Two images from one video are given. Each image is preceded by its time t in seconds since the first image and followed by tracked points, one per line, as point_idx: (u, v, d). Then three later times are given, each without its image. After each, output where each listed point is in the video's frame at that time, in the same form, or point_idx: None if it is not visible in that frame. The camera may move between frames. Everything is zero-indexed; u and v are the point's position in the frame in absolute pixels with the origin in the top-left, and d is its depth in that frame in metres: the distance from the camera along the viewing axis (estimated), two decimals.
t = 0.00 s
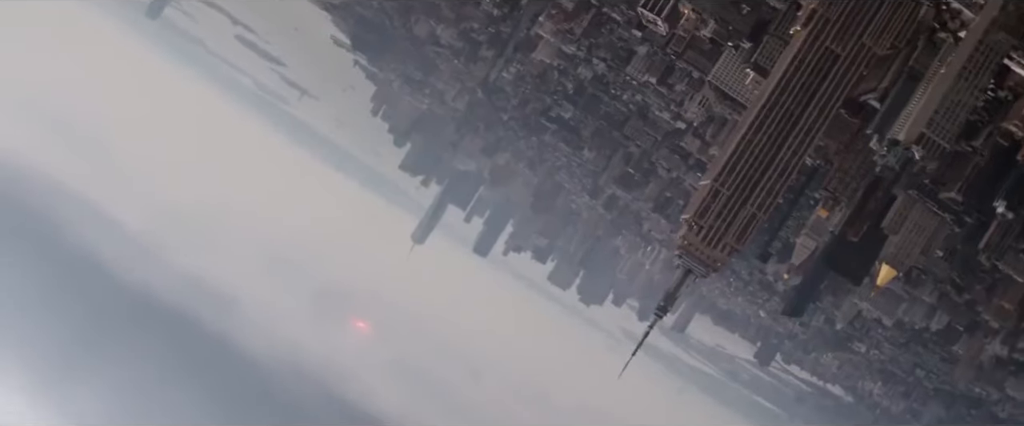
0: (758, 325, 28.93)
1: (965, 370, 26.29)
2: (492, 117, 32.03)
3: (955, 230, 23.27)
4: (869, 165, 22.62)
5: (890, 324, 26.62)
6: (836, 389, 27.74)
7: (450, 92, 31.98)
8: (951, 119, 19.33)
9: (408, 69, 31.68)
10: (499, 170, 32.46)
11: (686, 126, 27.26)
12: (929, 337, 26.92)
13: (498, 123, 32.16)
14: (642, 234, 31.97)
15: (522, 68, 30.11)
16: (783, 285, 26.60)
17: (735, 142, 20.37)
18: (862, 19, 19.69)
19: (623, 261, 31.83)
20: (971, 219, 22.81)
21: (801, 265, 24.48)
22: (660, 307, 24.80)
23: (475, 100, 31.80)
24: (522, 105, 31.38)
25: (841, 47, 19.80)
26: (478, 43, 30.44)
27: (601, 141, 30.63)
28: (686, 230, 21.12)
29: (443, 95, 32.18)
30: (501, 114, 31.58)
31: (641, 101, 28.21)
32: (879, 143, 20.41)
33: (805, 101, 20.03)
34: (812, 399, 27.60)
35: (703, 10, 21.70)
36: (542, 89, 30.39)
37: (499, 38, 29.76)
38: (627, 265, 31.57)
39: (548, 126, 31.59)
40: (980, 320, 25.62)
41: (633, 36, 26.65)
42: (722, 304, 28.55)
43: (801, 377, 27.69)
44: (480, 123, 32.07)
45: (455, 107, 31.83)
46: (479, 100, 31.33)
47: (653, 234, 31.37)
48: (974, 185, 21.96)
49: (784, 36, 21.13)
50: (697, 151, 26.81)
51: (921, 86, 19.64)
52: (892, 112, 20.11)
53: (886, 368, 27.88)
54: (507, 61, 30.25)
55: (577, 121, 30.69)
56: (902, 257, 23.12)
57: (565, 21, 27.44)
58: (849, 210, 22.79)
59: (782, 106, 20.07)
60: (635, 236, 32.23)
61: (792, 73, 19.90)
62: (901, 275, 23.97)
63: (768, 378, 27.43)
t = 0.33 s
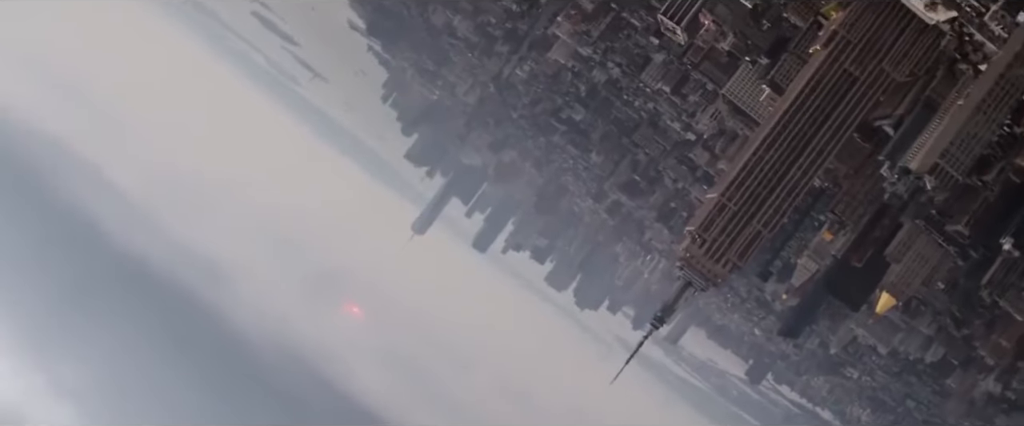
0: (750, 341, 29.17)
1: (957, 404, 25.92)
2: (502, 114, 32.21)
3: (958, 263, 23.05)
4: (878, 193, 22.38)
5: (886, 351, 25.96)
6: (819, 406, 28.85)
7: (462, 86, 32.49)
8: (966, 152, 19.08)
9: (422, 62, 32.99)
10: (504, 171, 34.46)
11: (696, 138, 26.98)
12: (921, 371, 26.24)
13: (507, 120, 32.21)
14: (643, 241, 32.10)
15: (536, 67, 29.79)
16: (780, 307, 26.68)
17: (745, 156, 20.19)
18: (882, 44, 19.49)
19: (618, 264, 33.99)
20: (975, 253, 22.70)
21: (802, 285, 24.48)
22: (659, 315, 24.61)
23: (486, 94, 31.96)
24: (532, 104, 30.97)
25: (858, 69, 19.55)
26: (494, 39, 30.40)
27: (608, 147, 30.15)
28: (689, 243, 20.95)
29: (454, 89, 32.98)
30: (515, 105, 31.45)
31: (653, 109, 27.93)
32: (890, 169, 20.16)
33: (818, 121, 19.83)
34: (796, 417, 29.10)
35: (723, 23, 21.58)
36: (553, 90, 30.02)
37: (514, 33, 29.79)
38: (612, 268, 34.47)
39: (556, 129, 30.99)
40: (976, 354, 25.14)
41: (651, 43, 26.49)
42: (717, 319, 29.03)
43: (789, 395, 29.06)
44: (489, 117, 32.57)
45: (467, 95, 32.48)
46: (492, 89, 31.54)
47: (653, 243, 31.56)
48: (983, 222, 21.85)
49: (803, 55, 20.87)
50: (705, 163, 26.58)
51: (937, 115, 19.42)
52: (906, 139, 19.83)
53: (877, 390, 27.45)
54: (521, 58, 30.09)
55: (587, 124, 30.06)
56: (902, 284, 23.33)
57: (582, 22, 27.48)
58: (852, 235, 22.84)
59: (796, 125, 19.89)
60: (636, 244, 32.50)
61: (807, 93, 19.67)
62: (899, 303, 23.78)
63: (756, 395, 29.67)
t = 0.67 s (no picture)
0: (741, 356, 29.60)
1: None
2: (512, 111, 31.96)
3: (958, 300, 22.56)
4: (885, 222, 22.23)
5: (877, 380, 25.44)
6: None
7: (474, 80, 32.32)
8: (978, 189, 18.73)
9: (438, 51, 32.97)
10: (509, 169, 34.63)
11: (706, 151, 26.76)
12: (908, 403, 25.64)
13: (516, 117, 32.01)
14: (642, 248, 32.06)
15: (551, 67, 29.49)
16: (775, 329, 26.66)
17: (755, 175, 20.02)
18: (902, 73, 19.23)
19: (615, 269, 34.70)
20: (976, 292, 22.25)
21: (798, 309, 24.68)
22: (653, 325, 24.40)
23: (498, 89, 31.79)
24: (543, 103, 30.70)
25: (876, 96, 19.29)
26: (511, 35, 30.18)
27: (616, 153, 29.94)
28: (691, 256, 20.82)
29: (466, 82, 32.82)
30: (526, 103, 31.30)
31: (664, 119, 27.63)
32: (900, 200, 20.18)
33: (831, 145, 19.69)
34: None
35: (744, 37, 21.18)
36: (566, 91, 29.77)
37: (532, 31, 29.57)
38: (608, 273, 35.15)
39: (565, 130, 30.81)
40: (966, 393, 24.17)
41: (668, 51, 26.33)
42: (710, 332, 29.58)
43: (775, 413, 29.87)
44: (499, 113, 32.41)
45: (480, 88, 32.26)
46: (505, 85, 31.34)
47: (652, 252, 31.45)
48: (987, 260, 21.40)
49: (821, 78, 20.65)
50: (711, 178, 26.35)
51: (950, 149, 19.11)
52: (916, 171, 19.75)
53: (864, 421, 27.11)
54: (535, 57, 29.79)
55: (596, 128, 29.87)
56: (900, 317, 22.73)
57: (601, 25, 27.28)
58: (855, 262, 22.90)
59: (808, 148, 19.71)
60: (635, 251, 32.52)
61: (822, 116, 19.48)
62: (895, 335, 23.12)
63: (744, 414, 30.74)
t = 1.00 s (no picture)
0: (729, 375, 29.65)
1: None
2: (523, 109, 31.81)
3: (954, 338, 21.92)
4: (888, 253, 22.07)
5: (864, 412, 25.10)
6: None
7: (488, 74, 32.22)
8: (988, 230, 18.25)
9: (454, 43, 32.82)
10: (515, 167, 34.47)
11: (714, 167, 26.50)
12: None
13: (526, 116, 31.79)
14: (640, 258, 31.91)
15: (566, 68, 29.29)
16: (767, 351, 26.59)
17: (763, 195, 19.85)
18: (920, 105, 18.92)
19: (611, 275, 34.63)
20: (974, 333, 21.57)
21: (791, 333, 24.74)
22: (647, 338, 24.18)
23: (511, 87, 31.62)
24: (555, 105, 30.48)
25: (893, 128, 19.03)
26: (528, 33, 30.00)
27: (623, 160, 29.76)
28: (692, 271, 20.70)
29: (480, 76, 32.67)
30: (537, 103, 31.06)
31: (675, 131, 27.36)
32: (905, 233, 19.92)
33: (842, 173, 19.50)
34: None
35: (763, 56, 20.87)
36: (578, 94, 29.48)
37: (550, 30, 29.46)
38: (604, 280, 35.33)
39: (574, 133, 30.66)
40: None
41: (686, 64, 25.77)
42: (702, 348, 29.48)
43: None
44: (509, 110, 32.28)
45: (493, 83, 32.10)
46: (518, 82, 31.13)
47: (650, 263, 31.29)
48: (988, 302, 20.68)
49: (837, 104, 20.40)
50: (717, 194, 26.01)
51: (961, 187, 18.94)
52: (925, 206, 19.62)
53: None
54: (551, 57, 29.63)
55: (606, 134, 29.70)
56: (894, 351, 22.41)
57: (622, 32, 27.13)
58: (852, 293, 22.85)
59: (818, 173, 19.55)
60: (633, 261, 32.39)
61: (836, 141, 19.30)
62: (887, 368, 22.67)
63: None
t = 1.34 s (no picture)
0: (716, 393, 29.59)
1: None
2: (535, 108, 31.63)
3: (947, 379, 21.45)
4: (889, 288, 21.77)
5: None
6: None
7: (502, 70, 32.01)
8: (994, 274, 18.05)
9: (471, 36, 32.61)
10: (521, 166, 34.38)
11: (721, 184, 26.30)
12: None
13: (538, 116, 31.65)
14: (637, 268, 31.79)
15: (582, 71, 29.08)
16: (757, 372, 26.60)
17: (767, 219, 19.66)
18: (936, 142, 18.51)
19: (607, 283, 34.67)
20: (968, 374, 20.91)
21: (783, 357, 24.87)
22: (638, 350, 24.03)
23: (524, 85, 31.46)
24: (566, 107, 30.29)
25: (906, 162, 18.79)
26: (546, 33, 29.76)
27: (630, 169, 29.65)
28: (691, 287, 20.59)
29: (494, 72, 32.48)
30: (549, 104, 30.90)
31: (685, 145, 27.17)
32: (907, 269, 19.88)
33: (851, 203, 19.26)
34: None
35: (783, 78, 20.74)
36: (591, 98, 29.26)
37: (570, 32, 29.25)
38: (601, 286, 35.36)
39: (583, 137, 30.48)
40: None
41: (702, 78, 25.32)
42: (691, 364, 29.40)
43: None
44: (521, 108, 32.13)
45: (507, 80, 31.95)
46: (533, 81, 30.97)
47: (647, 274, 31.15)
48: (984, 345, 19.96)
49: (852, 133, 20.11)
50: (722, 211, 26.10)
51: (968, 228, 18.71)
52: (930, 244, 19.42)
53: None
54: (568, 58, 29.42)
55: (615, 141, 29.52)
56: (885, 386, 22.20)
57: (641, 40, 26.57)
58: (849, 324, 22.58)
59: (826, 201, 19.33)
60: (630, 270, 32.29)
61: (847, 171, 18.98)
62: (877, 402, 22.54)
63: None
